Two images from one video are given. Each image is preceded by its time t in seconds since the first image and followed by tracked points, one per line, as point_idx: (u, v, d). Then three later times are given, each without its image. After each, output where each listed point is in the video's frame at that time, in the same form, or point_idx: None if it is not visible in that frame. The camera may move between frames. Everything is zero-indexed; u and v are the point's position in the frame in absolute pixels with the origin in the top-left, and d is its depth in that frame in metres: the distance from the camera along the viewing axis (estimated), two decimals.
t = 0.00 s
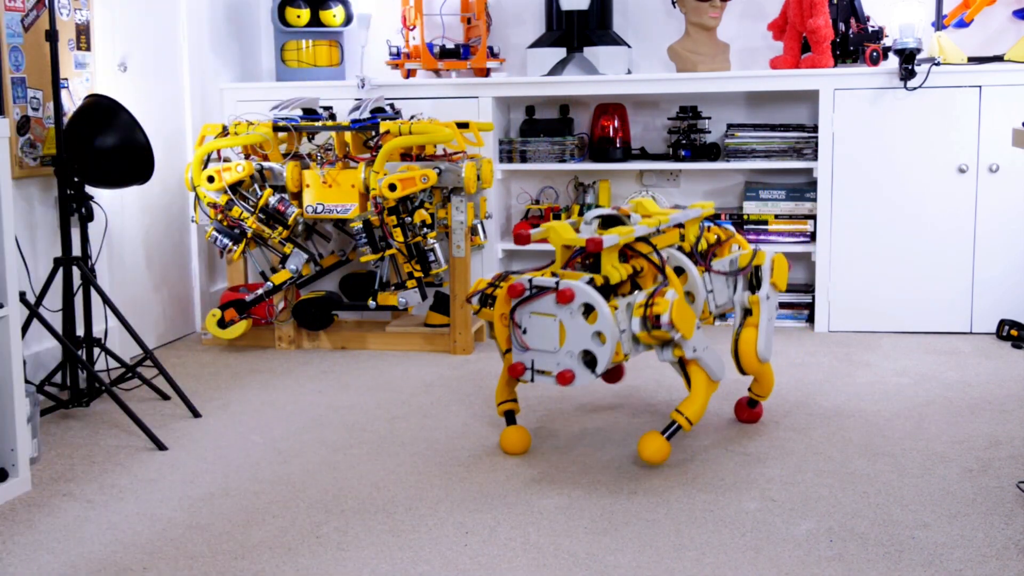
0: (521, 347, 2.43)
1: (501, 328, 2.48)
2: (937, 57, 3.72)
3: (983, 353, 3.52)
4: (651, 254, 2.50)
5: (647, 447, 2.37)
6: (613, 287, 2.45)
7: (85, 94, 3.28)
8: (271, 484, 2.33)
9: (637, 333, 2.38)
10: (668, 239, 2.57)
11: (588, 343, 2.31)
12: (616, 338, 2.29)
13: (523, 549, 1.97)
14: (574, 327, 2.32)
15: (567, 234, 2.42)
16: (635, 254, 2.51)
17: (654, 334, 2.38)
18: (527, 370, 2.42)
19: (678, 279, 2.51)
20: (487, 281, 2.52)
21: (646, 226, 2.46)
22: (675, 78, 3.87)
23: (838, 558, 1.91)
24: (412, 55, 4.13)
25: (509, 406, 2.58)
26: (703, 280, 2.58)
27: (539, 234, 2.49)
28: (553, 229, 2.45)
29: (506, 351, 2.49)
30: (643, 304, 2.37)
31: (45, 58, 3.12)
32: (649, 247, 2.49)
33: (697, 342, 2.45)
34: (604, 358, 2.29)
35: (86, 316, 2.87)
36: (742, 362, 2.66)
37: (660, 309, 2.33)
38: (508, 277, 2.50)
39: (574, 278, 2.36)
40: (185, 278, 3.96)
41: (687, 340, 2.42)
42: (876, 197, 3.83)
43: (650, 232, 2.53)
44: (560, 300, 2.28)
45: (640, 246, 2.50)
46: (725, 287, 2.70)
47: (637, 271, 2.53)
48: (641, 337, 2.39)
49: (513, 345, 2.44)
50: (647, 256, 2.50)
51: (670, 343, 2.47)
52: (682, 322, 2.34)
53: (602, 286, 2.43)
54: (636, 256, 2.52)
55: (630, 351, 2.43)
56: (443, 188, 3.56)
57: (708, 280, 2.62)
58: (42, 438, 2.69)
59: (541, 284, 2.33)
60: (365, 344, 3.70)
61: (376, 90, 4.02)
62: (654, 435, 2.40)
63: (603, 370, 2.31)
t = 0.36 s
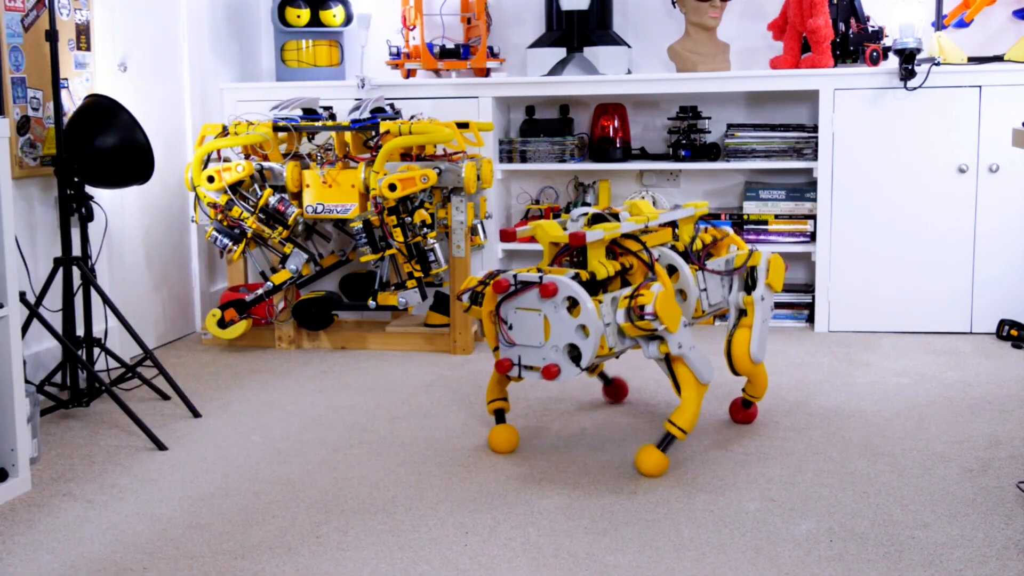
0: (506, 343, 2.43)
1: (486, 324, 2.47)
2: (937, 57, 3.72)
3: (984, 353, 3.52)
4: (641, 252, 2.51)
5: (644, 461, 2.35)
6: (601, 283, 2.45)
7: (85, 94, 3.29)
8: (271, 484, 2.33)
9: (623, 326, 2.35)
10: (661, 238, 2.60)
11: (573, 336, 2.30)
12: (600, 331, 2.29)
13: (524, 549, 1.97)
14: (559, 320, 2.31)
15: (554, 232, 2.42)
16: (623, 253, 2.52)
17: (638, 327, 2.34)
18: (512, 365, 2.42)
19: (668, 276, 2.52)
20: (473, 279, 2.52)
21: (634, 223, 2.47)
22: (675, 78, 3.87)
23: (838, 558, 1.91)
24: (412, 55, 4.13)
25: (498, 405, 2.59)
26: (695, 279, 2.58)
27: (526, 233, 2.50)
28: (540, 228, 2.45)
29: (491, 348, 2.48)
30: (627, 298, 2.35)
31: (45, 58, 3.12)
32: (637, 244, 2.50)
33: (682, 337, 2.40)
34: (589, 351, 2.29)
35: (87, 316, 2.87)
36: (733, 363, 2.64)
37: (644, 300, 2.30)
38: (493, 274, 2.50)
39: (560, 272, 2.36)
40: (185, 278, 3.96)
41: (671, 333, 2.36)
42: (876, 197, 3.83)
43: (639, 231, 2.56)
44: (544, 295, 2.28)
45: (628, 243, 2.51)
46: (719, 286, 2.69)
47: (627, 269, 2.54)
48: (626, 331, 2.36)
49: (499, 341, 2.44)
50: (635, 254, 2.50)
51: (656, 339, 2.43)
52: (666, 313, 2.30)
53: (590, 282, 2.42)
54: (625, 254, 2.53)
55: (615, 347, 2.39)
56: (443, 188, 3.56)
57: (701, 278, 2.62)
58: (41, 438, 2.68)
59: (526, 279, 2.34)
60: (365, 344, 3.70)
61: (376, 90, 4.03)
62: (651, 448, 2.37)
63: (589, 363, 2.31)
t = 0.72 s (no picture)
0: (498, 341, 2.43)
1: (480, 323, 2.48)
2: (937, 57, 3.72)
3: (984, 353, 3.53)
4: (634, 254, 2.51)
5: (629, 460, 2.36)
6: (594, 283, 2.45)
7: (85, 94, 3.28)
8: (271, 484, 2.32)
9: (613, 324, 2.35)
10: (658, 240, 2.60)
11: (563, 335, 2.30)
12: (591, 330, 2.28)
13: (524, 549, 1.97)
14: (550, 319, 2.32)
15: (549, 232, 2.41)
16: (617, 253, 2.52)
17: (628, 325, 2.34)
18: (505, 363, 2.43)
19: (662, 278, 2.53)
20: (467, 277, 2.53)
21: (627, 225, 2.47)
22: (675, 78, 3.87)
23: (838, 558, 1.91)
24: (412, 55, 4.13)
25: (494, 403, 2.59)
26: (688, 282, 2.60)
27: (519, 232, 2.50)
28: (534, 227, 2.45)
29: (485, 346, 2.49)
30: (619, 297, 2.35)
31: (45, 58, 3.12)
32: (631, 244, 2.51)
33: (671, 338, 2.39)
34: (578, 350, 2.29)
35: (87, 316, 2.87)
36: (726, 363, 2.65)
37: (635, 298, 2.31)
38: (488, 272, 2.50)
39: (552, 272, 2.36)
40: (185, 278, 3.96)
41: (660, 332, 2.36)
42: (876, 197, 3.83)
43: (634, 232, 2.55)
44: (535, 293, 2.28)
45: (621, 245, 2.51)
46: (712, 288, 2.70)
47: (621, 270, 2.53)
48: (617, 329, 2.36)
49: (492, 340, 2.45)
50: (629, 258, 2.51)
51: (646, 339, 2.42)
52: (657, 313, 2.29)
53: (583, 281, 2.41)
54: (618, 255, 2.52)
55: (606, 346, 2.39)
56: (443, 188, 3.56)
57: (695, 282, 2.63)
58: (41, 438, 2.68)
59: (518, 277, 2.34)
60: (365, 344, 3.70)
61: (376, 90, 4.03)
62: (638, 449, 2.37)
63: (578, 362, 2.30)
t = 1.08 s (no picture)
0: (494, 329, 2.44)
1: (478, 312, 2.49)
2: (937, 57, 3.72)
3: (984, 353, 3.53)
4: (632, 245, 2.49)
5: (618, 458, 2.37)
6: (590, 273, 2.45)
7: (85, 94, 3.29)
8: (271, 484, 2.32)
9: (607, 312, 2.36)
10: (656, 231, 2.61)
11: (556, 323, 2.30)
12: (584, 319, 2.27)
13: (524, 549, 1.97)
14: (544, 306, 2.31)
15: (546, 222, 2.43)
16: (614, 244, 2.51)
17: (622, 313, 2.34)
18: (500, 351, 2.43)
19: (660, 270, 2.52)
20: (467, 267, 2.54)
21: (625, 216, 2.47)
22: (674, 78, 3.87)
23: (838, 558, 1.91)
24: (412, 55, 4.13)
25: (492, 401, 2.59)
26: (687, 273, 2.58)
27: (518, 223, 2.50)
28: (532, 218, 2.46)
29: (482, 335, 2.49)
30: (615, 287, 2.36)
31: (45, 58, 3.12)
32: (628, 235, 2.49)
33: (663, 331, 2.38)
34: (571, 338, 2.28)
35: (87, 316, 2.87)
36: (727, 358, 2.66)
37: (631, 287, 2.30)
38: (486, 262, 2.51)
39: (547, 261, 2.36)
40: (185, 278, 3.96)
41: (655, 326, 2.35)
42: (876, 197, 3.83)
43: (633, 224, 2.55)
44: (529, 281, 2.28)
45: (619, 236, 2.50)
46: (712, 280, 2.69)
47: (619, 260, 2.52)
48: (611, 318, 2.36)
49: (488, 328, 2.45)
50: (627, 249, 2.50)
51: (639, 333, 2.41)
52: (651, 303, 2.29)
53: (578, 271, 2.43)
54: (615, 245, 2.51)
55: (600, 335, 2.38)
56: (443, 188, 3.56)
57: (694, 273, 2.62)
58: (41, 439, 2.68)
59: (513, 266, 2.34)
60: (365, 344, 3.71)
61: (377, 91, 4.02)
62: (627, 447, 2.38)
63: (572, 350, 2.30)
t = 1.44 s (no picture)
0: (495, 334, 2.44)
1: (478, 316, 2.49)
2: (937, 57, 3.72)
3: (984, 353, 3.53)
4: (633, 248, 2.50)
5: (619, 459, 2.37)
6: (591, 278, 2.45)
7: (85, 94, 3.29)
8: (271, 484, 2.32)
9: (607, 317, 2.35)
10: (657, 233, 2.60)
11: (557, 328, 2.30)
12: (585, 324, 2.27)
13: (523, 549, 1.97)
14: (544, 312, 2.31)
15: (546, 226, 2.42)
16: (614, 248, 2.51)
17: (622, 319, 2.33)
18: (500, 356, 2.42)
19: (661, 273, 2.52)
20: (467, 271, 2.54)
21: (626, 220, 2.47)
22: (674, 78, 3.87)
23: (838, 558, 1.91)
24: (412, 55, 4.13)
25: (492, 401, 2.59)
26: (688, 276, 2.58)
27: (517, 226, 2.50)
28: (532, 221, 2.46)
29: (482, 340, 2.49)
30: (615, 291, 2.35)
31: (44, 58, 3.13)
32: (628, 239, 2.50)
33: (665, 334, 2.38)
34: (571, 343, 2.28)
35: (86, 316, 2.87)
36: (727, 360, 2.67)
37: (632, 292, 2.31)
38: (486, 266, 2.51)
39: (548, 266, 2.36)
40: (185, 278, 3.96)
41: (656, 330, 2.34)
42: (876, 197, 3.83)
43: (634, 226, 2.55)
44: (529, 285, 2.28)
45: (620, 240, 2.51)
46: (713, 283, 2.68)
47: (619, 264, 2.52)
48: (611, 323, 2.35)
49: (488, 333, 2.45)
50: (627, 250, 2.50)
51: (640, 335, 2.40)
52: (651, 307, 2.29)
53: (579, 274, 2.43)
54: (616, 249, 2.52)
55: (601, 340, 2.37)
56: (443, 188, 3.56)
57: (694, 276, 2.61)
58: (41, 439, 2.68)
59: (513, 270, 2.34)
60: (364, 344, 3.71)
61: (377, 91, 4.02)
62: (628, 448, 2.38)
63: (573, 355, 2.30)
